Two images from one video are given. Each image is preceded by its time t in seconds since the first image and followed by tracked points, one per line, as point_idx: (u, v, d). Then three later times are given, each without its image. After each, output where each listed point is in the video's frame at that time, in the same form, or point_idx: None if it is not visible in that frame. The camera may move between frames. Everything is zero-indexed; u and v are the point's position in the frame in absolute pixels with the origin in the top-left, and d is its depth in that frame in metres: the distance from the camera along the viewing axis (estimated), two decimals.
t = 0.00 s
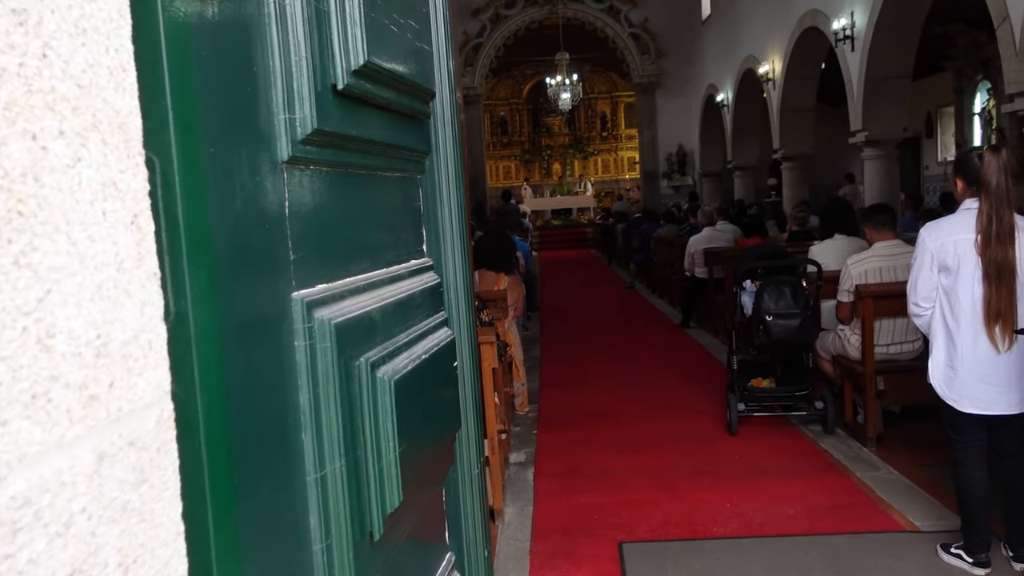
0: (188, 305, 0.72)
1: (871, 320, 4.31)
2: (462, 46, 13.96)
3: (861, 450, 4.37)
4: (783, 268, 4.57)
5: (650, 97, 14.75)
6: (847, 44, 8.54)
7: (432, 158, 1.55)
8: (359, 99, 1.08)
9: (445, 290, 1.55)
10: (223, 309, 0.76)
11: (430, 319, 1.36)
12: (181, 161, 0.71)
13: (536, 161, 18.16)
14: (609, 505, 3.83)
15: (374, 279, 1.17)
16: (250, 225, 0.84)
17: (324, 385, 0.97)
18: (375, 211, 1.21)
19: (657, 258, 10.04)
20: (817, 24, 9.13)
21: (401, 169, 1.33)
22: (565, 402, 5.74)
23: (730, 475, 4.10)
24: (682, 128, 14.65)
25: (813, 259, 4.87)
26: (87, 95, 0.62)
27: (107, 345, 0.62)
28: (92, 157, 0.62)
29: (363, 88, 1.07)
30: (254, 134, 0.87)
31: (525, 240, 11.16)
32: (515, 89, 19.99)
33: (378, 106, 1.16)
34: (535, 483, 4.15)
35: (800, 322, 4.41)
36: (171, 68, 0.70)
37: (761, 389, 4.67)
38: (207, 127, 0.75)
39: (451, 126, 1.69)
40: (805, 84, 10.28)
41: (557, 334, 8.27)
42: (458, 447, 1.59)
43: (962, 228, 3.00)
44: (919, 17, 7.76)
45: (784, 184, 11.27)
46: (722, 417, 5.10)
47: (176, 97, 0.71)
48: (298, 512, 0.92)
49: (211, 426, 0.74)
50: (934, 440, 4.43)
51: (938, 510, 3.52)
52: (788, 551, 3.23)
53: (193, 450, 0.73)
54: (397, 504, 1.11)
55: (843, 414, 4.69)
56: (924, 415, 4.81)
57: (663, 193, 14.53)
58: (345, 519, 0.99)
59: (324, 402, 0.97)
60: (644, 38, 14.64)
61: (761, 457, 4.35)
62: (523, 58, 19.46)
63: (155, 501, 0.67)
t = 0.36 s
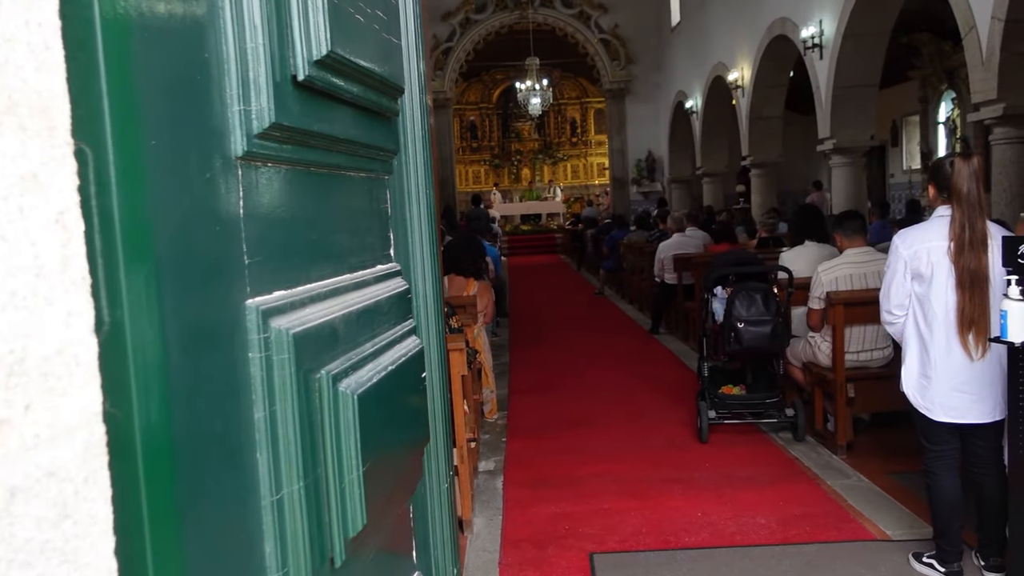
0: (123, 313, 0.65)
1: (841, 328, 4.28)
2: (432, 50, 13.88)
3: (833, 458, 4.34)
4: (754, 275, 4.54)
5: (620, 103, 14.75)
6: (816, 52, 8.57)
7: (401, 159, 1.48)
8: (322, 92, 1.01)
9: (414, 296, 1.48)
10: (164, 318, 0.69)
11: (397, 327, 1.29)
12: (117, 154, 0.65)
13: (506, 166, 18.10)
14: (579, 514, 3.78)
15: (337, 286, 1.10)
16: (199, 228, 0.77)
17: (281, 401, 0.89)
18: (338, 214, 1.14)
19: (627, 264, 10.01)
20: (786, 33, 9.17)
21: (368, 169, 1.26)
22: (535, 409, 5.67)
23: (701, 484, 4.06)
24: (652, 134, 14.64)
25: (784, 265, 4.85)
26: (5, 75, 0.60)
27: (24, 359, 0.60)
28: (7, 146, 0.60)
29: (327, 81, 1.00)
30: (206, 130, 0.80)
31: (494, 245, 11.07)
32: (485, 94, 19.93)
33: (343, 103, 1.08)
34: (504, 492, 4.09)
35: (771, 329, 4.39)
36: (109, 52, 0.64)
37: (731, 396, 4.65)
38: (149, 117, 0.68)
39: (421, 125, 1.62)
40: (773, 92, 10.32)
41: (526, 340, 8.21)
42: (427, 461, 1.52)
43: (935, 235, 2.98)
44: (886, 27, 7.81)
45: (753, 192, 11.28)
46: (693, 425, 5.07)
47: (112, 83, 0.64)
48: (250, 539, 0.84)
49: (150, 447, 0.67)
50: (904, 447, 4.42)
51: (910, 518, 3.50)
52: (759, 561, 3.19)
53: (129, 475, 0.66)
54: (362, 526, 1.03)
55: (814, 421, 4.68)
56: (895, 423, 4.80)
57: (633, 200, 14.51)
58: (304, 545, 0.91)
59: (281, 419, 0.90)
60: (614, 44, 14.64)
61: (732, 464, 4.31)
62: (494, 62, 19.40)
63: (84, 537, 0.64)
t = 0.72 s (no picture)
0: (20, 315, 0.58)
1: (805, 331, 4.27)
2: (396, 51, 13.77)
3: (796, 462, 4.33)
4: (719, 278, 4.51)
5: (584, 106, 14.76)
6: (778, 57, 8.62)
7: (354, 153, 1.41)
8: (265, 76, 0.94)
9: (368, 297, 1.41)
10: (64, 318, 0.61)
11: (348, 329, 1.22)
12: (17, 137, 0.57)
13: (471, 169, 18.03)
14: (542, 520, 3.72)
15: (282, 285, 1.02)
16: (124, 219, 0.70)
17: (217, 409, 0.82)
18: (286, 209, 1.07)
19: (591, 267, 9.99)
20: (749, 38, 9.21)
21: (318, 163, 1.19)
22: (498, 413, 5.61)
23: (665, 488, 4.03)
24: (616, 138, 14.66)
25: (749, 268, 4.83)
26: None
27: None
28: None
29: (270, 65, 0.93)
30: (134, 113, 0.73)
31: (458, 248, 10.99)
32: (450, 96, 19.84)
33: (289, 90, 1.02)
34: (466, 498, 4.02)
35: (736, 333, 4.38)
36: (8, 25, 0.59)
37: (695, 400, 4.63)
38: (60, 94, 0.63)
39: (378, 119, 1.56)
40: (736, 97, 10.37)
41: (490, 343, 8.14)
42: (381, 469, 1.45)
43: (898, 238, 2.97)
44: (847, 33, 7.86)
45: (717, 196, 11.31)
46: (656, 428, 5.04)
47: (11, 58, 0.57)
48: (180, 560, 0.77)
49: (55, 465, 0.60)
50: (866, 451, 4.43)
51: (872, 522, 3.49)
52: (723, 567, 3.15)
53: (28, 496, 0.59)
54: (308, 542, 0.96)
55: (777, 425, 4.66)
56: (857, 427, 4.81)
57: (597, 203, 14.51)
58: (241, 564, 0.84)
59: (217, 428, 0.82)
60: (579, 48, 14.64)
61: (695, 469, 4.28)
62: (458, 64, 19.32)
63: None
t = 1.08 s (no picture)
0: None
1: (809, 334, 4.19)
2: (394, 50, 13.67)
3: (800, 468, 4.25)
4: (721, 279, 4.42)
5: (584, 106, 14.66)
6: (779, 57, 8.52)
7: (337, 149, 1.32)
8: (226, 60, 0.85)
9: (351, 303, 1.32)
10: None
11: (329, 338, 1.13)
12: None
13: (470, 168, 17.93)
14: (540, 528, 3.62)
15: (252, 292, 0.93)
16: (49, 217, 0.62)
17: (170, 433, 0.73)
18: (257, 209, 0.98)
19: (590, 268, 9.90)
20: (749, 37, 9.11)
21: (294, 158, 1.09)
22: (496, 417, 5.52)
23: (666, 495, 3.94)
24: (615, 138, 14.56)
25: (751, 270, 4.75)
26: None
27: None
28: None
29: (232, 46, 0.83)
30: (63, 98, 0.64)
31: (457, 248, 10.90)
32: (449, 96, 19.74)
33: (254, 77, 0.92)
34: (462, 505, 3.93)
35: (738, 335, 4.28)
36: None
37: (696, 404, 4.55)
38: None
39: (365, 115, 1.47)
40: (736, 97, 10.28)
41: (488, 345, 8.05)
42: (367, 486, 1.36)
43: (909, 239, 2.87)
44: (849, 32, 7.77)
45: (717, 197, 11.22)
46: (657, 433, 4.95)
47: None
48: None
49: None
50: (871, 457, 4.34)
51: (880, 531, 3.40)
52: None
53: None
54: None
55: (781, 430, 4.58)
56: (862, 432, 4.73)
57: (597, 204, 14.42)
58: None
59: (169, 453, 0.73)
60: (578, 48, 14.53)
61: (697, 475, 4.19)
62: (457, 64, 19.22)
63: None
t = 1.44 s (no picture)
0: None
1: (856, 344, 4.05)
2: (434, 55, 13.67)
3: (847, 482, 4.12)
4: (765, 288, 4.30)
5: (624, 111, 14.52)
6: (825, 59, 8.34)
7: (361, 157, 1.26)
8: (230, 63, 0.79)
9: (374, 319, 1.26)
10: None
11: (348, 357, 1.07)
12: None
13: (509, 173, 17.87)
14: (578, 541, 3.53)
15: (264, 311, 0.87)
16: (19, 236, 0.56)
17: (164, 469, 0.67)
18: (270, 221, 0.92)
19: (631, 274, 9.78)
20: (793, 39, 8.94)
21: (312, 167, 1.03)
22: (534, 425, 5.44)
23: (708, 509, 3.83)
24: (656, 143, 14.41)
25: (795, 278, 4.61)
26: None
27: None
28: None
29: (237, 47, 0.78)
30: (40, 106, 0.58)
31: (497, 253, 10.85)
32: (490, 100, 19.72)
33: (265, 81, 0.87)
34: (499, 516, 3.86)
35: (782, 346, 4.16)
36: None
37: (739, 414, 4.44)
38: None
39: (392, 122, 1.41)
40: (780, 100, 10.09)
41: (527, 351, 7.98)
42: (391, 509, 1.29)
43: (963, 249, 2.75)
44: (897, 33, 7.57)
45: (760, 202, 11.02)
46: (698, 443, 4.83)
47: None
48: None
49: None
50: (922, 472, 4.19)
51: (931, 551, 3.26)
52: None
53: None
54: None
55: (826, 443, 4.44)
56: (911, 446, 4.57)
57: (637, 209, 14.28)
58: None
59: (163, 490, 0.67)
60: (619, 52, 14.41)
61: (740, 488, 4.08)
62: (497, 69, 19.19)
63: None
